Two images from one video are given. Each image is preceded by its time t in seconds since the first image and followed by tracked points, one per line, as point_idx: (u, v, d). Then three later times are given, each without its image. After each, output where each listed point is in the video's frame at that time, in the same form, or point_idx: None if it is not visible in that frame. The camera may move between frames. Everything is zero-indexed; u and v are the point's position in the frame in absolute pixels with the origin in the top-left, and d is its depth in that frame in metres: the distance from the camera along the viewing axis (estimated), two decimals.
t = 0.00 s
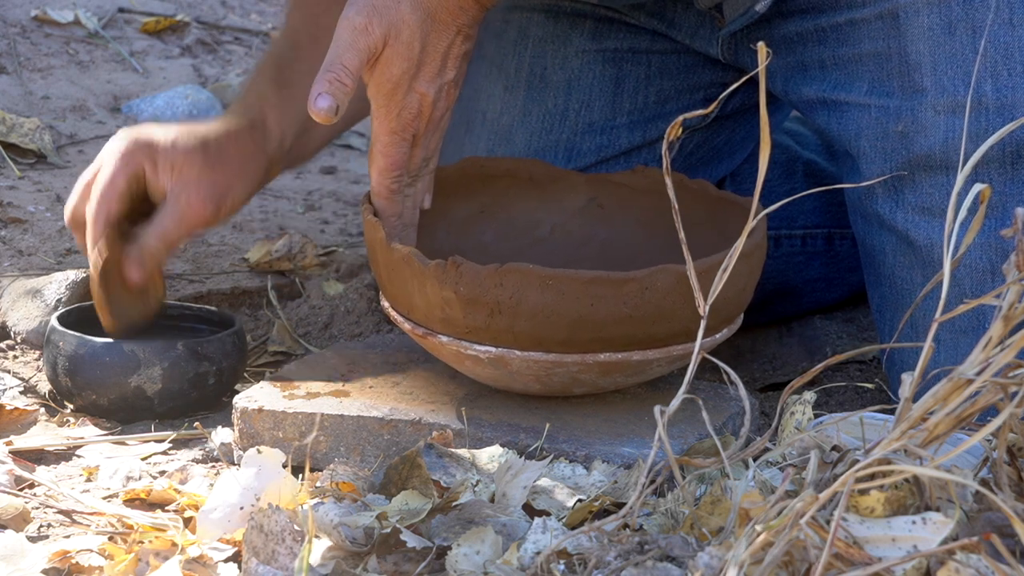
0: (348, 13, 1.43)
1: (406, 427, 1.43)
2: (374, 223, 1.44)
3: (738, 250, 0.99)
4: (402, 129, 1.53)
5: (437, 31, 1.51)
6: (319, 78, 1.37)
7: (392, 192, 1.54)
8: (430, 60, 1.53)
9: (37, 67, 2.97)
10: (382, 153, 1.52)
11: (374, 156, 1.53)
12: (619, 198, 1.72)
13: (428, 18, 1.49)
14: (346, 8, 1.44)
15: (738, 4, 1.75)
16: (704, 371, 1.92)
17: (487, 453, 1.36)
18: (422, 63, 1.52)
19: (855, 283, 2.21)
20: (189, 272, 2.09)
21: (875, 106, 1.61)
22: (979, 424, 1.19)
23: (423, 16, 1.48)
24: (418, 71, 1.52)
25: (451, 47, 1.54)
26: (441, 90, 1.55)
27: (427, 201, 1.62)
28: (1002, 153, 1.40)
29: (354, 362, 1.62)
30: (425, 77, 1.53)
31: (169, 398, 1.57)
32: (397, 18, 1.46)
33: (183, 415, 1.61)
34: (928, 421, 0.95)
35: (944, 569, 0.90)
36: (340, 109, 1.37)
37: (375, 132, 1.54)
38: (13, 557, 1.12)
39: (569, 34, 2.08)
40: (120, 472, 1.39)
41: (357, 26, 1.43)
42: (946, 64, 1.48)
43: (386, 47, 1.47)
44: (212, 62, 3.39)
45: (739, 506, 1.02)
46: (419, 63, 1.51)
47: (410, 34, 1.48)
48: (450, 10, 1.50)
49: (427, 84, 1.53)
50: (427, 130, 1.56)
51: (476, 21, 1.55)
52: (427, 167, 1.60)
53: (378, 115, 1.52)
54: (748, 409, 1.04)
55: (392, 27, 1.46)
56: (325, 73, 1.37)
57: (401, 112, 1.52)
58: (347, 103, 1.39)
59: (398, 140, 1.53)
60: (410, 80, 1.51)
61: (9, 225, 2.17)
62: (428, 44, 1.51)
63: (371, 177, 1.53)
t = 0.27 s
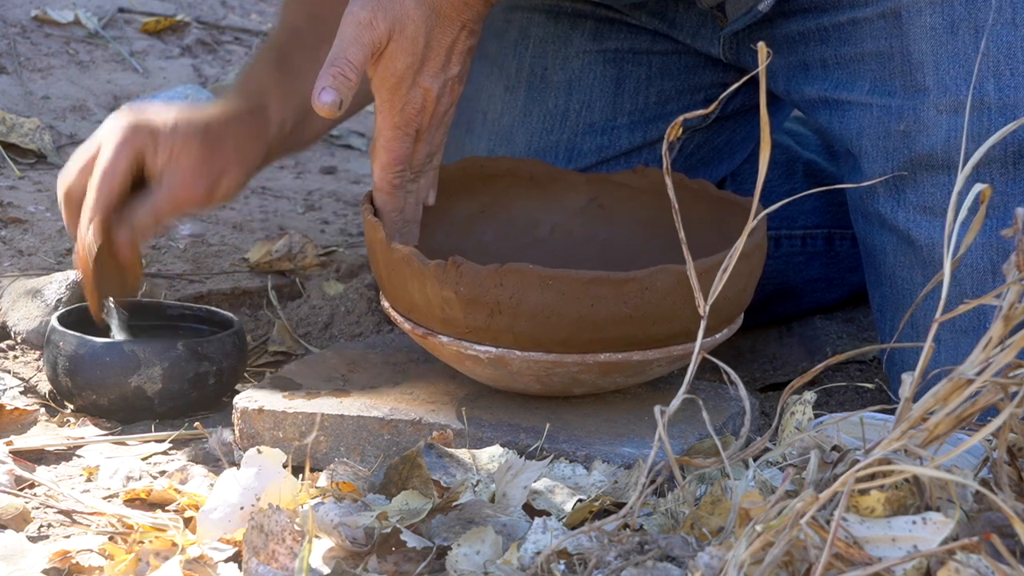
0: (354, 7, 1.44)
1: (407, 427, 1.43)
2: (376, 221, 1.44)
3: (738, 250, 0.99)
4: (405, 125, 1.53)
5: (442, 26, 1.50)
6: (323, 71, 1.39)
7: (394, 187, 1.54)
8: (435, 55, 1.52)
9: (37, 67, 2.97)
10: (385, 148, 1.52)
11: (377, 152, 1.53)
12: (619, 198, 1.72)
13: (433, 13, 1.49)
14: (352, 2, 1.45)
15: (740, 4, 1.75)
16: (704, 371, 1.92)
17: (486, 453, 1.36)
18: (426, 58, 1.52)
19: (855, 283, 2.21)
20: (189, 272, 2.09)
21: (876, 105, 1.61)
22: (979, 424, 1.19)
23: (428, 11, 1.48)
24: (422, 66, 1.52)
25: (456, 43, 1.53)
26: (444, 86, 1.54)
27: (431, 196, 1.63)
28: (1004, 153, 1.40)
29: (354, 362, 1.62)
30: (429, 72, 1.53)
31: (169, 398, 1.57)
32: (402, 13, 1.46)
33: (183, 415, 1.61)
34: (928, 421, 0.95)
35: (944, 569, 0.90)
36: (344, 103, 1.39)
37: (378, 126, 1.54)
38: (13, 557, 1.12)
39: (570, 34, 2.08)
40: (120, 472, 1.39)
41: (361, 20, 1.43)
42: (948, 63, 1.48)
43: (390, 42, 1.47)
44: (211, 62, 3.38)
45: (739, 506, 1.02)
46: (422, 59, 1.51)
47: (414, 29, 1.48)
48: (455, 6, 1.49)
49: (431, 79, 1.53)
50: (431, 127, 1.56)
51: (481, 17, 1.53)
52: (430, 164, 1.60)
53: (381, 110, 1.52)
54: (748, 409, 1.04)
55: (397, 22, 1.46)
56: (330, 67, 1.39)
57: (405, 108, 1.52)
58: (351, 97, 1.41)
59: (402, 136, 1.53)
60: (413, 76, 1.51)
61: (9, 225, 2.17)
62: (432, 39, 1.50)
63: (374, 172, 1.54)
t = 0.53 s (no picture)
0: (357, 6, 1.44)
1: (406, 427, 1.43)
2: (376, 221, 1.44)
3: (738, 250, 0.99)
4: (407, 123, 1.53)
5: (445, 26, 1.51)
6: (326, 70, 1.38)
7: (395, 185, 1.53)
8: (437, 56, 1.53)
9: (37, 67, 2.97)
10: (387, 147, 1.52)
11: (378, 150, 1.53)
12: (619, 198, 1.72)
13: (436, 13, 1.49)
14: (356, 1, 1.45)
15: (743, 3, 1.75)
16: (704, 371, 1.92)
17: (486, 453, 1.36)
18: (429, 58, 1.52)
19: (855, 283, 2.22)
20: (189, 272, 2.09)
21: (879, 104, 1.61)
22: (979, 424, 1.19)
23: (433, 11, 1.49)
24: (425, 66, 1.52)
25: (460, 42, 1.54)
26: (447, 85, 1.54)
27: (434, 196, 1.62)
28: (1006, 152, 1.40)
29: (354, 362, 1.62)
30: (432, 71, 1.53)
31: (169, 398, 1.57)
32: (405, 12, 1.46)
33: (182, 415, 1.61)
34: (928, 421, 0.95)
35: (944, 569, 0.90)
36: (347, 103, 1.37)
37: (380, 125, 1.53)
38: (13, 557, 1.12)
39: (571, 35, 2.08)
40: (120, 472, 1.39)
41: (364, 20, 1.43)
42: (951, 61, 1.48)
43: (393, 41, 1.48)
44: (211, 62, 3.38)
45: (739, 506, 1.02)
46: (425, 58, 1.52)
47: (418, 28, 1.48)
48: (457, 5, 1.50)
49: (434, 78, 1.53)
50: (434, 127, 1.56)
51: (484, 17, 1.55)
52: (432, 163, 1.60)
53: (383, 109, 1.52)
54: (748, 409, 1.04)
55: (400, 21, 1.47)
56: (333, 66, 1.38)
57: (407, 106, 1.52)
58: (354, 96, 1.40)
59: (404, 134, 1.53)
60: (416, 74, 1.52)
61: (9, 225, 2.17)
62: (435, 38, 1.51)
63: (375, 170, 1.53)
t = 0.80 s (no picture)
0: (358, 7, 1.45)
1: (406, 427, 1.43)
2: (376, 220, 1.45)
3: (738, 250, 1.00)
4: (408, 124, 1.53)
5: (446, 26, 1.51)
6: (327, 71, 1.39)
7: (395, 186, 1.55)
8: (438, 56, 1.52)
9: (37, 67, 2.97)
10: (387, 147, 1.53)
11: (379, 150, 1.54)
12: (619, 198, 1.72)
13: (437, 13, 1.49)
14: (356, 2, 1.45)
15: (744, 2, 1.75)
16: (704, 371, 1.92)
17: (487, 453, 1.36)
18: (430, 59, 1.52)
19: (855, 283, 2.22)
20: (189, 272, 2.09)
21: (880, 104, 1.61)
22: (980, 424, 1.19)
23: (435, 11, 1.49)
24: (426, 66, 1.52)
25: (461, 43, 1.53)
26: (447, 86, 1.54)
27: (434, 198, 1.61)
28: (1007, 151, 1.40)
29: (354, 362, 1.62)
30: (433, 72, 1.53)
31: (169, 398, 1.57)
32: (406, 13, 1.46)
33: (182, 415, 1.61)
34: (928, 421, 0.95)
35: (944, 569, 0.90)
36: (348, 103, 1.38)
37: (381, 125, 1.54)
38: (13, 557, 1.12)
39: (572, 36, 2.08)
40: (120, 472, 1.39)
41: (366, 20, 1.44)
42: (954, 61, 1.48)
43: (394, 41, 1.48)
44: (212, 62, 3.39)
45: (739, 506, 1.02)
46: (426, 58, 1.51)
47: (419, 29, 1.48)
48: (458, 6, 1.50)
49: (435, 79, 1.53)
50: (435, 127, 1.56)
51: (485, 18, 1.54)
52: (433, 165, 1.59)
53: (384, 109, 1.53)
54: (748, 409, 1.04)
55: (401, 22, 1.47)
56: (335, 66, 1.39)
57: (408, 106, 1.52)
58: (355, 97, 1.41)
59: (404, 135, 1.54)
60: (416, 75, 1.52)
61: (9, 225, 2.17)
62: (436, 39, 1.51)
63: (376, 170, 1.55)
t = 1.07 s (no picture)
0: (356, 6, 1.44)
1: (406, 427, 1.43)
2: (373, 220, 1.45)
3: (738, 250, 1.00)
4: (406, 123, 1.53)
5: (443, 25, 1.51)
6: (325, 71, 1.38)
7: (394, 185, 1.54)
8: (436, 55, 1.53)
9: (37, 67, 2.97)
10: (387, 146, 1.53)
11: (378, 150, 1.54)
12: (620, 199, 1.72)
13: (434, 12, 1.49)
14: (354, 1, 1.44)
15: (743, 2, 1.75)
16: (704, 371, 1.92)
17: (487, 453, 1.36)
18: (428, 58, 1.52)
19: (855, 283, 2.22)
20: (189, 272, 2.09)
21: (879, 104, 1.61)
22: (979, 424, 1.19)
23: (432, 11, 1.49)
24: (424, 66, 1.52)
25: (458, 42, 1.54)
26: (446, 85, 1.55)
27: (434, 196, 1.62)
28: (1006, 152, 1.40)
29: (354, 362, 1.62)
30: (431, 71, 1.53)
31: (169, 398, 1.57)
32: (403, 11, 1.46)
33: (183, 415, 1.61)
34: (928, 421, 0.95)
35: (944, 569, 0.90)
36: (345, 103, 1.37)
37: (381, 124, 1.54)
38: (13, 557, 1.12)
39: (572, 35, 2.08)
40: (120, 472, 1.39)
41: (363, 19, 1.43)
42: (951, 61, 1.48)
43: (392, 40, 1.47)
44: (212, 62, 3.39)
45: (739, 505, 1.02)
46: (424, 58, 1.52)
47: (416, 27, 1.48)
48: (455, 5, 1.50)
49: (433, 78, 1.54)
50: (433, 126, 1.56)
51: (482, 17, 1.55)
52: (432, 163, 1.60)
53: (383, 107, 1.52)
54: (748, 409, 1.04)
55: (398, 21, 1.46)
56: (332, 66, 1.38)
57: (407, 106, 1.53)
58: (352, 96, 1.40)
59: (403, 134, 1.53)
60: (415, 74, 1.52)
61: (9, 225, 2.17)
62: (434, 38, 1.51)
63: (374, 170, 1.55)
